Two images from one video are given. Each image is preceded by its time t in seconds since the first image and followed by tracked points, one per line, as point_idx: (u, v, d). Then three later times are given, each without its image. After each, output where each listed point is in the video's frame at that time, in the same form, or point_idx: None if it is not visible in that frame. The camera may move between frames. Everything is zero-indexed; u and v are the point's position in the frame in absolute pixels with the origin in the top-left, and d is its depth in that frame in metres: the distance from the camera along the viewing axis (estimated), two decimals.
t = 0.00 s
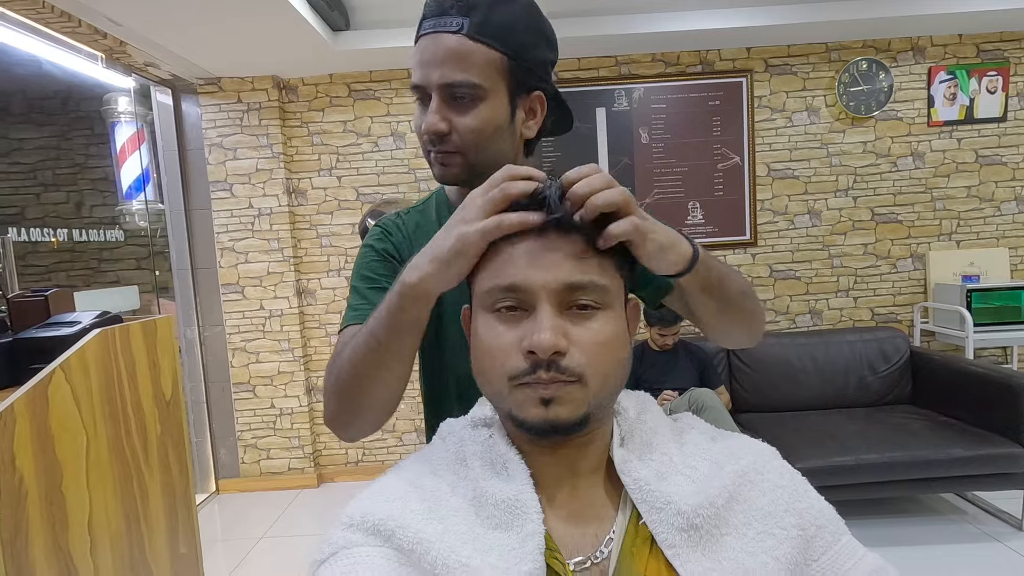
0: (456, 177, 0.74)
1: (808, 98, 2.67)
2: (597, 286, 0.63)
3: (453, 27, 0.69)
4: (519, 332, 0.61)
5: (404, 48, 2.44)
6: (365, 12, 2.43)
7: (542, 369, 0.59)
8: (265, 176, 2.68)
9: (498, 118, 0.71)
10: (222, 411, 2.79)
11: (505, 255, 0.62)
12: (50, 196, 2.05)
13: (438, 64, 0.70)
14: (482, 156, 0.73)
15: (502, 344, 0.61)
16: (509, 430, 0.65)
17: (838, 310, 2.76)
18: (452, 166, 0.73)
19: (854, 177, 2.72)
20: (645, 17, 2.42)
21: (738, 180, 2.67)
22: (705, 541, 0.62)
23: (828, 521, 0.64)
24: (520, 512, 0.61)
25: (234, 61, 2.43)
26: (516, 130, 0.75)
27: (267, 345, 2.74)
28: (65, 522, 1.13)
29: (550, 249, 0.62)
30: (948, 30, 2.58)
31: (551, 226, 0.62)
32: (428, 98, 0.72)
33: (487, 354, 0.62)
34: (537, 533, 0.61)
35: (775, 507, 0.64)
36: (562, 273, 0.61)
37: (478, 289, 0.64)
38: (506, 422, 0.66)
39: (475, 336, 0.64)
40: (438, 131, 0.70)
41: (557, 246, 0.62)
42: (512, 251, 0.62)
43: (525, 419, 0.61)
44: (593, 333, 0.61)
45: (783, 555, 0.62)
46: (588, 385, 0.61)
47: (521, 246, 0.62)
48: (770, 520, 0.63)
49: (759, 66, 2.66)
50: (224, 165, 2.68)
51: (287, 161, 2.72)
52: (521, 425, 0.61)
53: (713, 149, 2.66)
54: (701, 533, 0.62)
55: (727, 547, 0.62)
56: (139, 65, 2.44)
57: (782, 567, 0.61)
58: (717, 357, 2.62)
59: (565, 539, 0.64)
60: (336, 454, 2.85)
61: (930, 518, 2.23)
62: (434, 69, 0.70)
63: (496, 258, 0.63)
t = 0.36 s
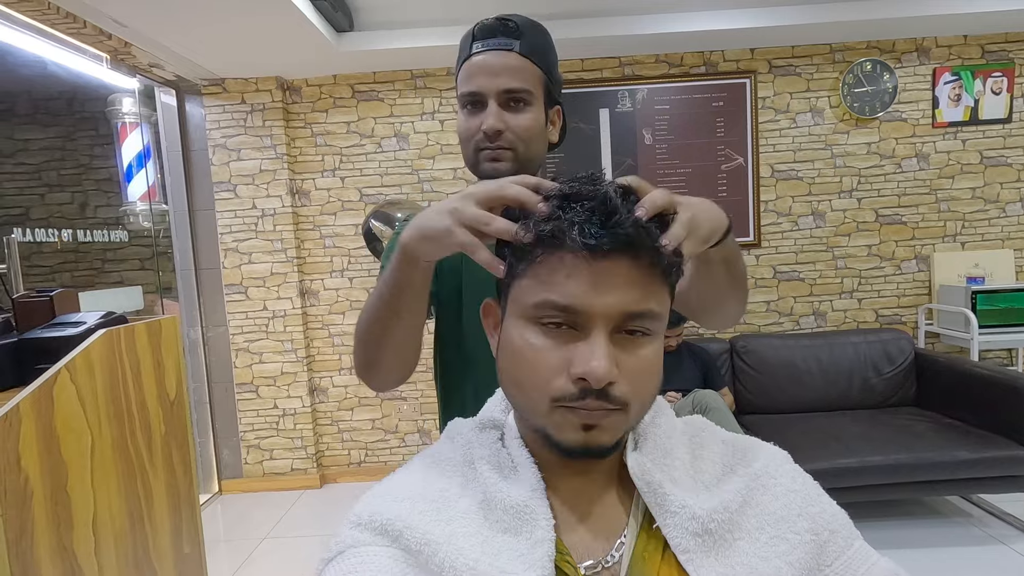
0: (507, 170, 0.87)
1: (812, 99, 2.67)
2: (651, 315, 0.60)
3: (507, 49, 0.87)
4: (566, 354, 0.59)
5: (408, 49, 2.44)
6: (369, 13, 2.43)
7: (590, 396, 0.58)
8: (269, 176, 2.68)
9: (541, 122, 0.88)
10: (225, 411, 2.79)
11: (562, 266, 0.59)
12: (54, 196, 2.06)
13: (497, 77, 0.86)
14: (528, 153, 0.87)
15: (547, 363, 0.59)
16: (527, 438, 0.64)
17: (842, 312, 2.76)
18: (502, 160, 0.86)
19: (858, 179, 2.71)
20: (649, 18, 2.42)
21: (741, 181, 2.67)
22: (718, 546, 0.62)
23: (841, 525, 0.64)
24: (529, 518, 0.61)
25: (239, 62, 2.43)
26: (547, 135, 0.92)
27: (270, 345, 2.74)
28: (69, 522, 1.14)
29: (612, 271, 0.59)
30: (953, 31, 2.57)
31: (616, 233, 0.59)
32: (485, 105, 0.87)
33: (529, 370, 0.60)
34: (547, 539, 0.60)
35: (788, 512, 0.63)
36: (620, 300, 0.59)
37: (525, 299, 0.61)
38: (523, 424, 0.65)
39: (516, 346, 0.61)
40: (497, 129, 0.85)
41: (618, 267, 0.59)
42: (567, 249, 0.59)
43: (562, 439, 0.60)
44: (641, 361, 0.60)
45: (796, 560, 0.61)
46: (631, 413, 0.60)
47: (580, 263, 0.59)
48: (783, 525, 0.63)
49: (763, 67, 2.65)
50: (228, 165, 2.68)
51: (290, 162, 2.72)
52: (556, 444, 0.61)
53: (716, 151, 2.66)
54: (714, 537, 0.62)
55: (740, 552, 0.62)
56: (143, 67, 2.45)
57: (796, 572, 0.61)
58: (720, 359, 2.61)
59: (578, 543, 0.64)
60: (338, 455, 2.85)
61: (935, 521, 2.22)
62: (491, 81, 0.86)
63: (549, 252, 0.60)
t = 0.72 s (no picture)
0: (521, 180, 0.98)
1: (812, 102, 2.66)
2: (612, 319, 0.60)
3: (529, 76, 0.99)
4: (531, 372, 0.59)
5: (407, 50, 2.45)
6: (369, 14, 2.44)
7: (557, 412, 0.58)
8: (268, 176, 2.69)
9: (551, 142, 1.01)
10: (224, 412, 2.79)
11: (516, 290, 0.59)
12: (55, 196, 2.07)
13: (520, 99, 0.98)
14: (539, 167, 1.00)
15: (513, 383, 0.59)
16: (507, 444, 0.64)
17: (841, 314, 2.75)
18: (518, 171, 0.98)
19: (858, 181, 2.70)
20: (648, 20, 2.42)
21: (741, 183, 2.67)
22: (699, 545, 0.62)
23: (823, 524, 0.64)
24: (510, 516, 0.62)
25: (240, 63, 2.44)
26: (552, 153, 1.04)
27: (268, 346, 2.75)
28: (62, 520, 1.14)
29: (565, 287, 0.58)
30: (953, 34, 2.57)
31: (563, 251, 0.58)
32: (508, 122, 0.98)
33: (496, 390, 0.60)
34: (528, 537, 0.61)
35: (770, 510, 0.63)
36: (578, 314, 0.58)
37: (484, 321, 0.61)
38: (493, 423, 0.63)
39: (482, 366, 0.61)
40: (518, 143, 0.96)
41: (572, 280, 0.58)
42: (518, 273, 0.58)
43: (536, 454, 0.61)
44: (607, 369, 0.60)
45: (777, 558, 0.61)
46: (600, 420, 0.60)
47: (535, 284, 0.58)
48: (764, 524, 0.63)
49: (763, 69, 2.65)
50: (228, 166, 2.69)
51: (290, 163, 2.73)
52: (530, 457, 0.61)
53: (715, 153, 2.65)
54: (695, 536, 0.62)
55: (721, 550, 0.62)
56: (144, 68, 2.46)
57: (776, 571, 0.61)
58: (719, 361, 2.60)
59: (557, 541, 0.64)
60: (336, 455, 2.85)
61: (933, 525, 2.21)
62: (516, 102, 0.98)
63: (501, 277, 0.59)
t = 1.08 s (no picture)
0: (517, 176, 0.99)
1: (812, 103, 2.66)
2: (593, 308, 0.60)
3: (531, 78, 1.01)
4: (511, 363, 0.58)
5: (407, 51, 2.45)
6: (369, 15, 2.44)
7: (538, 403, 0.58)
8: (268, 176, 2.69)
9: (546, 144, 1.03)
10: (222, 412, 2.79)
11: (495, 281, 0.58)
12: (55, 196, 2.07)
13: (523, 98, 0.99)
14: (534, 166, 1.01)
15: (494, 374, 0.59)
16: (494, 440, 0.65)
17: (841, 317, 2.74)
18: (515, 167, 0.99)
19: (858, 183, 2.70)
20: (648, 22, 2.42)
21: (740, 185, 2.66)
22: (685, 541, 0.64)
23: (811, 522, 0.67)
24: (495, 512, 0.62)
25: (241, 63, 2.45)
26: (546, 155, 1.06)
27: (267, 346, 2.75)
28: (55, 519, 1.13)
29: (544, 277, 0.58)
30: (952, 36, 2.57)
31: (539, 240, 0.58)
32: (509, 119, 0.99)
33: (478, 383, 0.60)
34: (514, 533, 0.61)
35: (757, 508, 0.66)
36: (556, 303, 0.58)
37: (465, 314, 0.60)
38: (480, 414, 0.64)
39: (464, 359, 0.61)
40: (518, 139, 0.97)
41: (550, 268, 0.58)
42: (495, 263, 0.59)
43: (520, 446, 0.60)
44: (588, 359, 0.59)
45: (764, 556, 0.63)
46: (583, 411, 0.60)
47: (512, 272, 0.58)
48: (750, 521, 0.65)
49: (762, 71, 2.65)
50: (228, 166, 2.69)
51: (289, 163, 2.73)
52: (514, 450, 0.61)
53: (715, 154, 2.65)
54: (680, 532, 0.64)
55: (706, 547, 0.64)
56: (145, 68, 2.46)
57: (763, 568, 0.63)
58: (718, 363, 2.60)
59: (542, 538, 0.65)
60: (334, 456, 2.85)
61: (932, 528, 2.20)
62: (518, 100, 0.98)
63: (479, 269, 0.59)
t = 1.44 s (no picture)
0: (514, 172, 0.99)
1: (815, 105, 2.67)
2: (595, 294, 0.61)
3: (527, 77, 1.02)
4: (516, 347, 0.59)
5: (412, 52, 2.47)
6: (374, 16, 2.46)
7: (542, 386, 0.59)
8: (273, 177, 2.71)
9: (541, 142, 1.03)
10: (226, 411, 2.80)
11: (500, 267, 0.60)
12: (61, 196, 2.08)
13: (520, 96, 0.99)
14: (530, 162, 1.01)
15: (499, 359, 0.60)
16: (501, 431, 0.69)
17: (844, 318, 2.74)
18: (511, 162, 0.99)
19: (860, 185, 2.70)
20: (651, 24, 2.43)
21: (743, 187, 2.67)
22: (690, 530, 0.68)
23: (815, 512, 0.70)
24: (504, 502, 0.66)
25: (246, 64, 2.46)
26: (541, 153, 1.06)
27: (271, 345, 2.75)
28: (64, 514, 1.14)
29: (547, 262, 0.59)
30: (955, 39, 2.57)
31: (543, 227, 0.60)
32: (506, 116, 0.99)
33: (483, 368, 0.61)
34: (522, 521, 0.65)
35: (761, 498, 0.70)
36: (559, 289, 0.59)
37: (471, 301, 0.62)
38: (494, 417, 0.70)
39: (470, 345, 0.62)
40: (515, 135, 0.97)
41: (553, 254, 0.60)
42: (500, 250, 0.60)
43: (524, 430, 0.61)
44: (591, 344, 0.60)
45: (768, 544, 0.67)
46: (586, 396, 0.61)
47: (517, 258, 0.59)
48: (755, 511, 0.69)
49: (765, 73, 2.66)
50: (232, 166, 2.70)
51: (294, 163, 2.75)
52: (518, 434, 0.62)
53: (718, 156, 2.66)
54: (686, 522, 0.68)
55: (711, 536, 0.68)
56: (151, 69, 2.48)
57: (767, 555, 0.66)
58: (720, 363, 2.60)
59: (550, 528, 0.69)
60: (337, 455, 2.85)
61: (936, 530, 2.21)
62: (515, 97, 0.99)
63: (484, 257, 0.61)
